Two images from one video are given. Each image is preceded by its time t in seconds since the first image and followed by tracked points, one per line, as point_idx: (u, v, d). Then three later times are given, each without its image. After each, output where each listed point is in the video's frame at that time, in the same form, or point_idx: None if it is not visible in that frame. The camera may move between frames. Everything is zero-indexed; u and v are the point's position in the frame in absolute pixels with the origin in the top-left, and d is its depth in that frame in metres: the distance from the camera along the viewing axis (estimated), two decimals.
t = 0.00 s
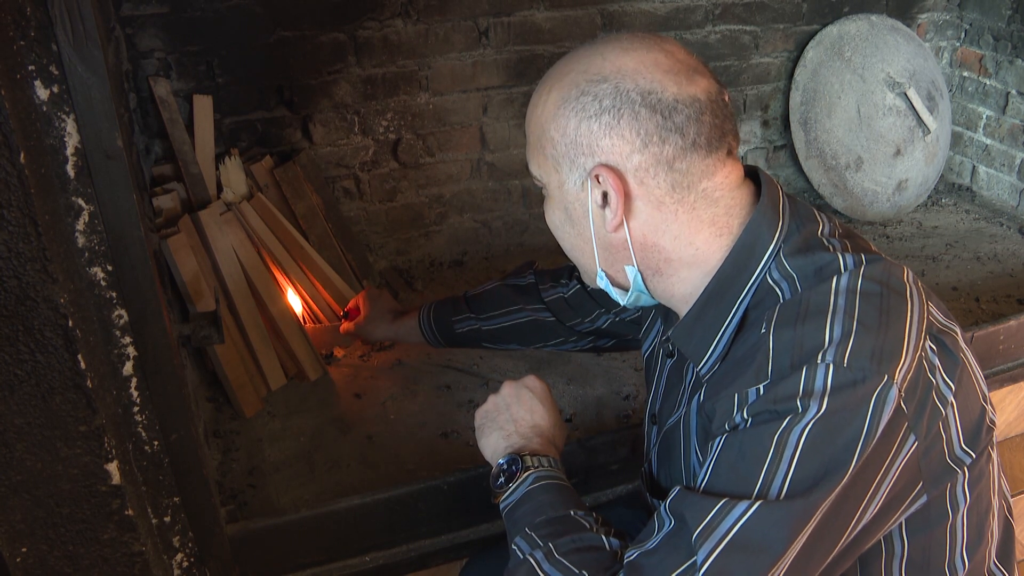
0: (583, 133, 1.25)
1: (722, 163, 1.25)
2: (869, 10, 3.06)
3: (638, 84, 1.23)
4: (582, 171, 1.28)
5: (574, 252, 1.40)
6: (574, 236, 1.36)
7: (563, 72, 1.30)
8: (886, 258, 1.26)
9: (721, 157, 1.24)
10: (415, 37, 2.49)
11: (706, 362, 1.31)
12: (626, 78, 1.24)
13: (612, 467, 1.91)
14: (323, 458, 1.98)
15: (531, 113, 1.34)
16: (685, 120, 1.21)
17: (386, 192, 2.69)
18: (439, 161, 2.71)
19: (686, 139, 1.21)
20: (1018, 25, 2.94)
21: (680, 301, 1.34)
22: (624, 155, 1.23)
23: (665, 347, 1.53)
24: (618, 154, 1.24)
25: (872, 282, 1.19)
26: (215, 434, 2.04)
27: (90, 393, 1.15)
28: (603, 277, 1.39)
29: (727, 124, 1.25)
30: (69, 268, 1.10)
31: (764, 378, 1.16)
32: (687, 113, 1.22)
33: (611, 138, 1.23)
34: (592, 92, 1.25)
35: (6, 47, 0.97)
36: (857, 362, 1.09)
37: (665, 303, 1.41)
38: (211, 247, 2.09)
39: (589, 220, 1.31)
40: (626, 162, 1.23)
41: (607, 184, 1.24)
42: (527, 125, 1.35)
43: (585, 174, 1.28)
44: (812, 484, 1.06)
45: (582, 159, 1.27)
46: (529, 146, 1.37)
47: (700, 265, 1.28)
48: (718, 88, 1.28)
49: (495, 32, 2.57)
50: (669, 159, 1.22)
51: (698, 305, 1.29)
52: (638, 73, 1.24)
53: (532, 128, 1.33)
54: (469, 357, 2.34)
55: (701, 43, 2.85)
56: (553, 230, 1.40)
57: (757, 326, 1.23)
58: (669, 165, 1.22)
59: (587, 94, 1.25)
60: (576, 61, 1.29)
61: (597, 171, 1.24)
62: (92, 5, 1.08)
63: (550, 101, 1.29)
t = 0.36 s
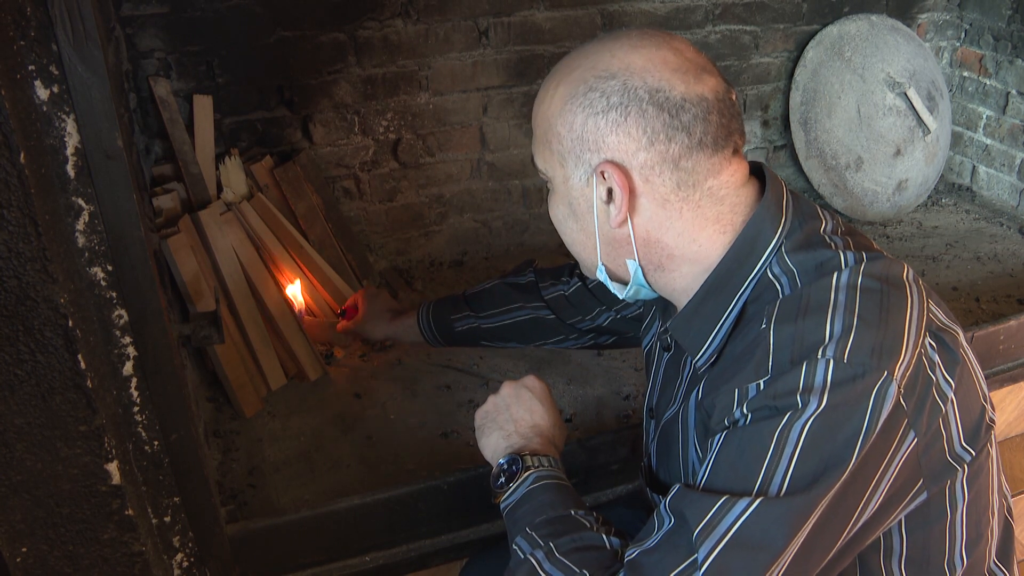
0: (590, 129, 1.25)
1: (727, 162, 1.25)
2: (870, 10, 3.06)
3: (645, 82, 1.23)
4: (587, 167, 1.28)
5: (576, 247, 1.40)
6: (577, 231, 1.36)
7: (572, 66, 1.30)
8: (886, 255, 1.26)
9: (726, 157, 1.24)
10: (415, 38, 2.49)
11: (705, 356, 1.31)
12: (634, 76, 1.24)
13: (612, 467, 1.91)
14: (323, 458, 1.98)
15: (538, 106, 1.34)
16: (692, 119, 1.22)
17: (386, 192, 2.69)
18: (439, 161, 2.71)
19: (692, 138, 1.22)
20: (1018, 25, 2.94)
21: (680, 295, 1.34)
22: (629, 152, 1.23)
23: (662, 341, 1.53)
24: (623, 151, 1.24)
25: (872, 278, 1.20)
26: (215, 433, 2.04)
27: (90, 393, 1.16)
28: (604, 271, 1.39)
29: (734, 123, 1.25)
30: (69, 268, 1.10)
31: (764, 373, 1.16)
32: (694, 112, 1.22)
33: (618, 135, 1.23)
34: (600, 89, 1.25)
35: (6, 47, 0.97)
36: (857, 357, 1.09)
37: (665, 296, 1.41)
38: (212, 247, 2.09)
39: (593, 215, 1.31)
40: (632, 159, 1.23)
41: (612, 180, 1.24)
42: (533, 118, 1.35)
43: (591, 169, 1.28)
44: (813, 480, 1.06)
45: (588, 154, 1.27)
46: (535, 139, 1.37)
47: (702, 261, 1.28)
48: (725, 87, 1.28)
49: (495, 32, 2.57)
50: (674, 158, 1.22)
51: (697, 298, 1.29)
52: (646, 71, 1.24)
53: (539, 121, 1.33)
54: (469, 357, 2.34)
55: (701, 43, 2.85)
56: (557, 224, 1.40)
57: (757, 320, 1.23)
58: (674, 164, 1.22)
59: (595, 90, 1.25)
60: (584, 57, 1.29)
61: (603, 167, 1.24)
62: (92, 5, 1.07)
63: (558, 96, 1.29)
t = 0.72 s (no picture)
0: (594, 119, 1.25)
1: (730, 158, 1.25)
2: (870, 10, 3.06)
3: (650, 75, 1.23)
4: (589, 158, 1.28)
5: (579, 241, 1.40)
6: (580, 224, 1.36)
7: (579, 58, 1.30)
8: (888, 254, 1.26)
9: (729, 153, 1.24)
10: (415, 38, 2.49)
11: (707, 355, 1.31)
12: (639, 69, 1.24)
13: (612, 468, 1.91)
14: (323, 458, 1.98)
15: (545, 97, 1.34)
16: (694, 113, 1.21)
17: (386, 192, 2.69)
18: (439, 161, 2.71)
19: (694, 132, 1.21)
20: (1018, 25, 2.94)
21: (682, 293, 1.34)
22: (631, 144, 1.23)
23: (664, 339, 1.53)
24: (625, 143, 1.24)
25: (873, 278, 1.20)
26: (215, 433, 2.04)
27: (90, 393, 1.16)
28: (605, 266, 1.39)
29: (738, 121, 1.25)
30: (69, 268, 1.10)
31: (766, 372, 1.16)
32: (697, 107, 1.22)
33: (620, 127, 1.23)
34: (605, 80, 1.25)
35: (6, 47, 0.97)
36: (859, 357, 1.10)
37: (665, 293, 1.41)
38: (211, 247, 2.09)
39: (595, 208, 1.31)
40: (634, 150, 1.23)
41: (614, 172, 1.24)
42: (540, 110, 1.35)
43: (593, 161, 1.28)
44: (815, 479, 1.06)
45: (591, 145, 1.27)
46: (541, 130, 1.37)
47: (703, 258, 1.28)
48: (731, 85, 1.28)
49: (495, 32, 2.57)
50: (676, 151, 1.22)
51: (699, 298, 1.29)
52: (651, 64, 1.24)
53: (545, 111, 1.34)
54: (469, 357, 2.34)
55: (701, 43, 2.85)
56: (560, 218, 1.40)
57: (759, 320, 1.23)
58: (676, 158, 1.22)
59: (600, 81, 1.25)
60: (591, 50, 1.30)
61: (604, 158, 1.24)
62: (92, 5, 1.07)
63: (563, 87, 1.30)
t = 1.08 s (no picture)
0: (595, 118, 1.25)
1: (731, 159, 1.25)
2: (870, 10, 3.05)
3: (651, 75, 1.23)
4: (590, 157, 1.28)
5: (580, 240, 1.40)
6: (580, 223, 1.36)
7: (581, 57, 1.30)
8: (888, 255, 1.26)
9: (729, 153, 1.24)
10: (415, 37, 2.49)
11: (708, 356, 1.31)
12: (641, 69, 1.24)
13: (612, 468, 1.91)
14: (323, 458, 1.98)
15: (547, 95, 1.34)
16: (695, 114, 1.21)
17: (386, 192, 2.69)
18: (439, 161, 2.71)
19: (695, 132, 1.21)
20: (1018, 25, 2.94)
21: (682, 293, 1.34)
22: (632, 144, 1.23)
23: (665, 340, 1.53)
24: (626, 142, 1.24)
25: (874, 279, 1.20)
26: (215, 433, 2.04)
27: (90, 393, 1.16)
28: (604, 265, 1.39)
29: (739, 121, 1.25)
30: (69, 268, 1.10)
31: (767, 372, 1.16)
32: (698, 108, 1.22)
33: (621, 126, 1.23)
34: (606, 80, 1.25)
35: (5, 47, 0.97)
36: (859, 357, 1.09)
37: (665, 293, 1.41)
38: (211, 246, 2.09)
39: (595, 207, 1.31)
40: (634, 151, 1.23)
41: (614, 171, 1.24)
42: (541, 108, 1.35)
43: (594, 160, 1.28)
44: (815, 480, 1.06)
45: (591, 145, 1.27)
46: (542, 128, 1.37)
47: (703, 257, 1.28)
48: (732, 86, 1.28)
49: (495, 32, 2.57)
50: (676, 151, 1.22)
51: (700, 298, 1.29)
52: (653, 64, 1.24)
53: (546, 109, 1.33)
54: (469, 357, 2.34)
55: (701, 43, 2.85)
56: (560, 216, 1.40)
57: (759, 320, 1.23)
58: (676, 158, 1.22)
59: (601, 81, 1.25)
60: (592, 49, 1.30)
61: (604, 157, 1.24)
62: (92, 4, 1.07)
63: (564, 86, 1.30)
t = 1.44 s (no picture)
0: (594, 122, 1.25)
1: (730, 163, 1.25)
2: (870, 10, 3.06)
3: (652, 81, 1.23)
4: (589, 160, 1.28)
5: (576, 240, 1.40)
6: (576, 224, 1.36)
7: (581, 58, 1.30)
8: (887, 255, 1.26)
9: (728, 157, 1.24)
10: (415, 37, 2.49)
11: (706, 356, 1.31)
12: (642, 73, 1.24)
13: (612, 468, 1.91)
14: (323, 458, 1.98)
15: (546, 94, 1.34)
16: (695, 120, 1.21)
17: (386, 192, 2.69)
18: (439, 161, 2.71)
19: (695, 139, 1.21)
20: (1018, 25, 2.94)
21: (681, 294, 1.34)
22: (631, 149, 1.23)
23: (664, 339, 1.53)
24: (625, 147, 1.24)
25: (872, 278, 1.19)
26: (215, 434, 2.04)
27: (90, 393, 1.16)
28: (601, 265, 1.39)
29: (738, 125, 1.25)
30: (69, 268, 1.10)
31: (765, 372, 1.16)
32: (698, 114, 1.22)
33: (621, 131, 1.23)
34: (607, 84, 1.25)
35: (5, 47, 0.97)
36: (857, 357, 1.09)
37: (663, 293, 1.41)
38: (211, 247, 2.09)
39: (593, 209, 1.31)
40: (633, 155, 1.23)
41: (613, 175, 1.25)
42: (539, 107, 1.35)
43: (592, 163, 1.28)
44: (813, 479, 1.06)
45: (590, 147, 1.27)
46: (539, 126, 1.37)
47: (701, 259, 1.28)
48: (733, 91, 1.28)
49: (495, 32, 2.57)
50: (675, 157, 1.22)
51: (698, 298, 1.29)
52: (654, 69, 1.24)
53: (545, 108, 1.33)
54: (469, 357, 2.34)
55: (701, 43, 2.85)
56: (557, 217, 1.39)
57: (758, 320, 1.23)
58: (676, 163, 1.22)
59: (602, 84, 1.25)
60: (593, 50, 1.29)
61: (604, 161, 1.24)
62: (93, 3, 1.07)
63: (564, 87, 1.29)
